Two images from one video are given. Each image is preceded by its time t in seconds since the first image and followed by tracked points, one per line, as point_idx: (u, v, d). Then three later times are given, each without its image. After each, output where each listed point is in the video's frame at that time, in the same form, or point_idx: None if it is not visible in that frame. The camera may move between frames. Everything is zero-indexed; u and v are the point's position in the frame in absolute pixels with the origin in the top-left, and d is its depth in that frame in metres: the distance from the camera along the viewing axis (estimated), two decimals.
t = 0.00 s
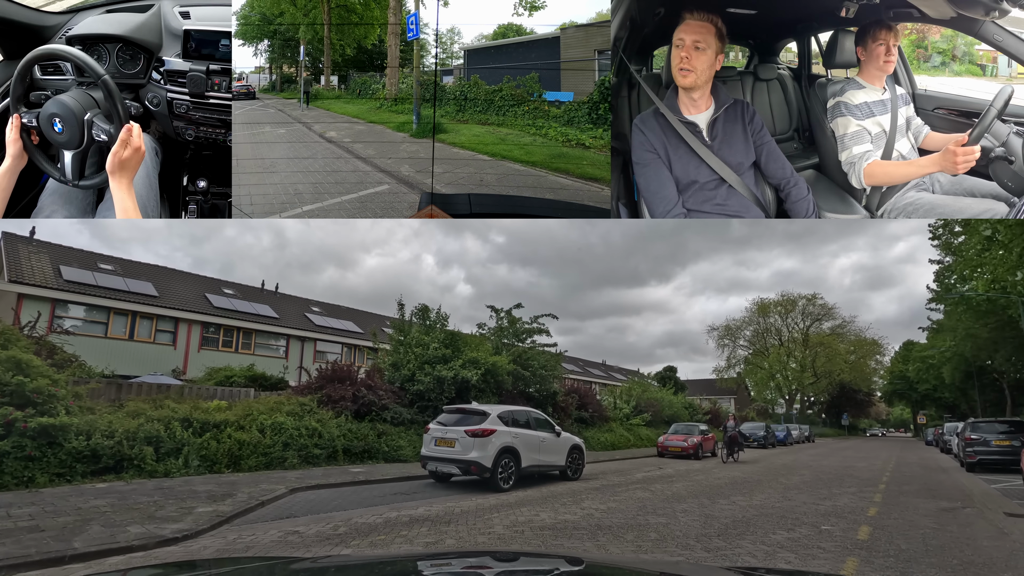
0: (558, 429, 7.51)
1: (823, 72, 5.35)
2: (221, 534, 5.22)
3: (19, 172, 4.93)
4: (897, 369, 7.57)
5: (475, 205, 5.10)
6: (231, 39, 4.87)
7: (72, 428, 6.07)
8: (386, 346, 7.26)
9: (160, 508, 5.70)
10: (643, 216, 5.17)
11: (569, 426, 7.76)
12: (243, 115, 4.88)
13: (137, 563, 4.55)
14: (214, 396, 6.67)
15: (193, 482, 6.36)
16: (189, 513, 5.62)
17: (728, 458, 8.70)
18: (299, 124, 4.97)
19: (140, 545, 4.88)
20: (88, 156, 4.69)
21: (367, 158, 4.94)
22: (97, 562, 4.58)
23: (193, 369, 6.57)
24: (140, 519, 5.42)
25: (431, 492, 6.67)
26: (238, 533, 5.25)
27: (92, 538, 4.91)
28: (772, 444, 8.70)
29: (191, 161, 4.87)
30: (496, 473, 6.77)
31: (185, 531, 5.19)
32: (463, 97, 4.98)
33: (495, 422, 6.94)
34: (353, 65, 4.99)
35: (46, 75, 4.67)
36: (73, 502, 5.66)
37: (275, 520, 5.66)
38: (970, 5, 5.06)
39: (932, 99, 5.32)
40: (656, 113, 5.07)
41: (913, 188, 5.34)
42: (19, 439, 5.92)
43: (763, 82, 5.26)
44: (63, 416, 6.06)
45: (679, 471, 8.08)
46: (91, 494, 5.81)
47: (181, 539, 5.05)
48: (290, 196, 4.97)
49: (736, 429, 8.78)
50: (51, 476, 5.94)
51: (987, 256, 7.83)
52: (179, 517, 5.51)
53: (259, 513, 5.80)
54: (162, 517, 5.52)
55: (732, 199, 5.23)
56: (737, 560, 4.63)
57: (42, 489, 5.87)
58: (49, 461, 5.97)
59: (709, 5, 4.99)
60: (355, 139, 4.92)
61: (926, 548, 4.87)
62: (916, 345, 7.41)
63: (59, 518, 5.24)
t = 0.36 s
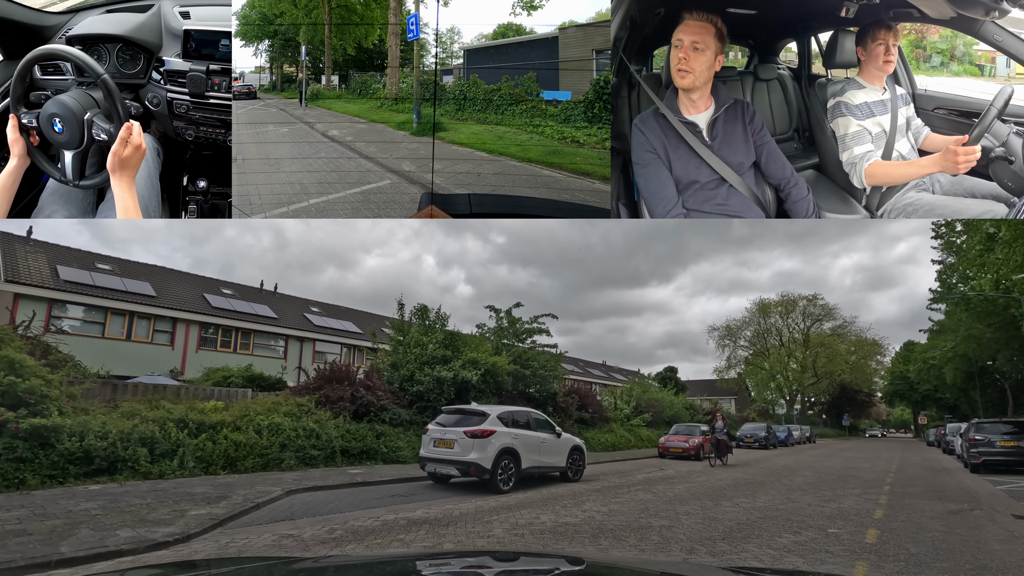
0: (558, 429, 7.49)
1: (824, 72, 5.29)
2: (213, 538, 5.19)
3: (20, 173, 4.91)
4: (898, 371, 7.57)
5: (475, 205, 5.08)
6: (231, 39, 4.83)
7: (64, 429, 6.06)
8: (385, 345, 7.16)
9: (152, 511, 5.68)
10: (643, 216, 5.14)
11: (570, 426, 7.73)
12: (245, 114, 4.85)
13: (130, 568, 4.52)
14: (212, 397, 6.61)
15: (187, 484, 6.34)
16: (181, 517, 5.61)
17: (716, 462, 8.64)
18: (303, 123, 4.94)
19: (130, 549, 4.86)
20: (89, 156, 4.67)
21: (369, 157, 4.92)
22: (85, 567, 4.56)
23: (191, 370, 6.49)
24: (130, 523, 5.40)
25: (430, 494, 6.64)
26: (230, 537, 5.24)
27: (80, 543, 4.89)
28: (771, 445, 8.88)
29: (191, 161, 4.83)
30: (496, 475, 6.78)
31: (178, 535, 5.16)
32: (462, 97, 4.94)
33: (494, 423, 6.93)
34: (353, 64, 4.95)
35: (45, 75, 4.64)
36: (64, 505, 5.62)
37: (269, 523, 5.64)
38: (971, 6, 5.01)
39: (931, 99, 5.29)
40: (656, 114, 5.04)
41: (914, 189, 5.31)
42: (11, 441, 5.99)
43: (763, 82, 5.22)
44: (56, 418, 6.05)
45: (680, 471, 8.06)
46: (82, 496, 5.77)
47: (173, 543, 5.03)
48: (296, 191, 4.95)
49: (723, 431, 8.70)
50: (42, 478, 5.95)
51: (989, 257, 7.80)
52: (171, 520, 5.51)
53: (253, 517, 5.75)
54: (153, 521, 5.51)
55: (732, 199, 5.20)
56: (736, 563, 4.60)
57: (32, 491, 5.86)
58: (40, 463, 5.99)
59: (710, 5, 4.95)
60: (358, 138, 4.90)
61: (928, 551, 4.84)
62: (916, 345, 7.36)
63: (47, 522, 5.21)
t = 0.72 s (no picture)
0: (559, 429, 7.49)
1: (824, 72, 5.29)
2: (211, 539, 5.18)
3: (20, 173, 4.90)
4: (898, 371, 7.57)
5: (474, 205, 5.08)
6: (231, 39, 4.82)
7: (62, 430, 6.05)
8: (385, 346, 7.17)
9: (150, 512, 5.68)
10: (643, 216, 5.13)
11: (570, 427, 7.73)
12: (246, 114, 4.85)
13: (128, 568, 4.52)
14: (212, 397, 6.58)
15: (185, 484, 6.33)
16: (180, 517, 5.60)
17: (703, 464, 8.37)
18: (302, 123, 4.93)
19: (128, 550, 4.85)
20: (88, 157, 4.66)
21: (370, 157, 4.92)
22: (83, 568, 4.55)
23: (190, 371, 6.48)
24: (129, 524, 5.39)
25: (429, 494, 6.63)
26: (229, 538, 5.23)
27: (77, 544, 4.89)
28: (771, 445, 8.68)
29: (191, 161, 4.82)
30: (496, 476, 6.77)
31: (177, 535, 5.15)
32: (462, 96, 4.93)
33: (494, 423, 6.91)
34: (353, 64, 4.94)
35: (45, 76, 4.63)
36: (62, 506, 5.61)
37: (267, 524, 5.62)
38: (971, 6, 5.01)
39: (931, 99, 5.26)
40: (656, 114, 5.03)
41: (914, 188, 5.30)
42: (9, 441, 5.96)
43: (763, 82, 5.22)
44: (54, 418, 6.06)
45: (680, 472, 8.06)
46: (80, 497, 5.76)
47: (172, 544, 5.02)
48: (297, 190, 4.96)
49: (710, 431, 8.34)
50: (40, 478, 5.91)
51: (988, 257, 7.80)
52: (169, 521, 5.50)
53: (252, 517, 5.75)
54: (151, 522, 5.50)
55: (733, 199, 5.20)
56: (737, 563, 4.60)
57: (30, 491, 5.84)
58: (38, 463, 5.96)
59: (710, 5, 4.94)
60: (358, 137, 4.89)
61: (929, 551, 4.84)
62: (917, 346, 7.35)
63: (44, 523, 5.20)
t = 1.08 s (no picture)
0: (559, 430, 7.56)
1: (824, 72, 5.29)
2: (212, 540, 5.19)
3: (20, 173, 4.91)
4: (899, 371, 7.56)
5: (475, 205, 5.10)
6: (231, 39, 4.81)
7: (63, 430, 6.07)
8: (386, 346, 7.15)
9: (150, 512, 5.70)
10: (643, 216, 5.13)
11: (570, 427, 7.74)
12: (246, 114, 4.85)
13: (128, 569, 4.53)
14: (212, 397, 6.58)
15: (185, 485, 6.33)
16: (179, 518, 5.60)
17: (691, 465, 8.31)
18: (303, 123, 4.93)
19: (128, 550, 4.86)
20: (88, 157, 4.68)
21: (370, 158, 4.92)
22: (82, 568, 4.56)
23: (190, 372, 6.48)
24: (129, 524, 5.40)
25: (430, 495, 6.63)
26: (229, 538, 5.23)
27: (76, 544, 4.89)
28: (771, 446, 8.69)
29: (191, 161, 4.81)
30: (496, 476, 6.82)
31: (177, 535, 5.15)
32: (462, 96, 4.93)
33: (494, 424, 6.96)
34: (353, 64, 4.94)
35: (45, 75, 4.63)
36: (62, 506, 5.62)
37: (267, 524, 5.63)
38: (971, 6, 5.00)
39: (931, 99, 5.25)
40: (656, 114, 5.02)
41: (914, 189, 5.31)
42: (9, 442, 6.00)
43: (763, 82, 5.22)
44: (54, 418, 6.07)
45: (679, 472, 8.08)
46: (80, 498, 5.77)
47: (173, 544, 5.03)
48: (297, 190, 4.96)
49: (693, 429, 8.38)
50: (40, 479, 5.93)
51: (989, 258, 7.80)
52: (169, 521, 5.50)
53: (252, 518, 5.75)
54: (151, 522, 5.51)
55: (733, 199, 5.20)
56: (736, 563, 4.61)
57: (30, 492, 5.86)
58: (39, 464, 5.97)
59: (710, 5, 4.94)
60: (358, 137, 4.89)
61: (929, 551, 4.84)
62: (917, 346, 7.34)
63: (44, 523, 5.20)
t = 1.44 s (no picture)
0: (560, 430, 7.64)
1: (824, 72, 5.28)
2: (212, 540, 5.19)
3: (21, 174, 4.92)
4: (898, 371, 7.56)
5: (474, 205, 5.12)
6: (231, 39, 4.81)
7: (63, 430, 6.07)
8: (385, 346, 7.16)
9: (150, 512, 5.69)
10: (643, 215, 5.15)
11: (570, 427, 7.73)
12: (246, 114, 4.84)
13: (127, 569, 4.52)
14: (212, 397, 6.58)
15: (185, 485, 6.34)
16: (179, 518, 5.60)
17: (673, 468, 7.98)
18: (303, 123, 4.92)
19: (128, 550, 4.85)
20: (89, 157, 4.67)
21: (370, 157, 4.92)
22: (82, 569, 4.56)
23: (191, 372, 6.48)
24: (128, 524, 5.39)
25: (430, 495, 6.64)
26: (229, 538, 5.23)
27: (77, 544, 4.89)
28: (771, 446, 8.70)
29: (192, 161, 4.82)
30: (496, 476, 6.85)
31: (177, 535, 5.15)
32: (462, 96, 4.92)
33: (494, 424, 7.01)
34: (353, 64, 4.92)
35: (45, 76, 4.63)
36: (62, 506, 5.62)
37: (267, 524, 5.62)
38: (972, 6, 4.99)
39: (931, 99, 5.26)
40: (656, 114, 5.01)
41: (913, 189, 5.37)
42: (9, 441, 6.00)
43: (763, 82, 5.21)
44: (54, 418, 6.07)
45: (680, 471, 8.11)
46: (80, 498, 5.77)
47: (173, 544, 5.02)
48: (298, 189, 4.98)
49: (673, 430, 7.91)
50: (41, 479, 5.92)
51: (989, 258, 7.80)
52: (169, 522, 5.50)
53: (252, 518, 5.74)
54: (151, 522, 5.50)
55: (733, 198, 5.20)
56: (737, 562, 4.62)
57: (31, 492, 5.86)
58: (39, 464, 5.97)
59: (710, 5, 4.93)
60: (358, 138, 4.89)
61: (930, 551, 4.84)
62: (917, 346, 7.34)
63: (44, 523, 5.20)
